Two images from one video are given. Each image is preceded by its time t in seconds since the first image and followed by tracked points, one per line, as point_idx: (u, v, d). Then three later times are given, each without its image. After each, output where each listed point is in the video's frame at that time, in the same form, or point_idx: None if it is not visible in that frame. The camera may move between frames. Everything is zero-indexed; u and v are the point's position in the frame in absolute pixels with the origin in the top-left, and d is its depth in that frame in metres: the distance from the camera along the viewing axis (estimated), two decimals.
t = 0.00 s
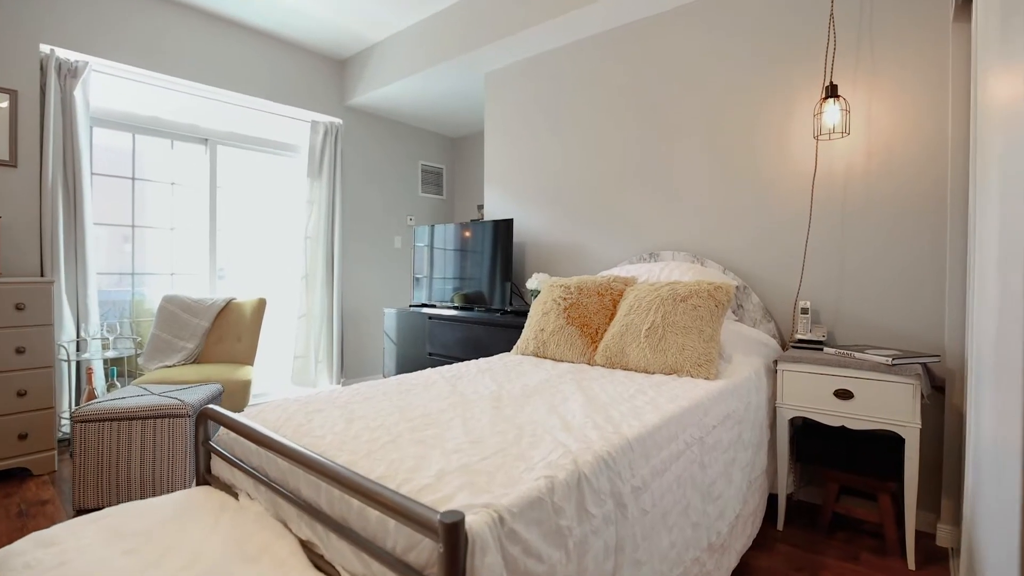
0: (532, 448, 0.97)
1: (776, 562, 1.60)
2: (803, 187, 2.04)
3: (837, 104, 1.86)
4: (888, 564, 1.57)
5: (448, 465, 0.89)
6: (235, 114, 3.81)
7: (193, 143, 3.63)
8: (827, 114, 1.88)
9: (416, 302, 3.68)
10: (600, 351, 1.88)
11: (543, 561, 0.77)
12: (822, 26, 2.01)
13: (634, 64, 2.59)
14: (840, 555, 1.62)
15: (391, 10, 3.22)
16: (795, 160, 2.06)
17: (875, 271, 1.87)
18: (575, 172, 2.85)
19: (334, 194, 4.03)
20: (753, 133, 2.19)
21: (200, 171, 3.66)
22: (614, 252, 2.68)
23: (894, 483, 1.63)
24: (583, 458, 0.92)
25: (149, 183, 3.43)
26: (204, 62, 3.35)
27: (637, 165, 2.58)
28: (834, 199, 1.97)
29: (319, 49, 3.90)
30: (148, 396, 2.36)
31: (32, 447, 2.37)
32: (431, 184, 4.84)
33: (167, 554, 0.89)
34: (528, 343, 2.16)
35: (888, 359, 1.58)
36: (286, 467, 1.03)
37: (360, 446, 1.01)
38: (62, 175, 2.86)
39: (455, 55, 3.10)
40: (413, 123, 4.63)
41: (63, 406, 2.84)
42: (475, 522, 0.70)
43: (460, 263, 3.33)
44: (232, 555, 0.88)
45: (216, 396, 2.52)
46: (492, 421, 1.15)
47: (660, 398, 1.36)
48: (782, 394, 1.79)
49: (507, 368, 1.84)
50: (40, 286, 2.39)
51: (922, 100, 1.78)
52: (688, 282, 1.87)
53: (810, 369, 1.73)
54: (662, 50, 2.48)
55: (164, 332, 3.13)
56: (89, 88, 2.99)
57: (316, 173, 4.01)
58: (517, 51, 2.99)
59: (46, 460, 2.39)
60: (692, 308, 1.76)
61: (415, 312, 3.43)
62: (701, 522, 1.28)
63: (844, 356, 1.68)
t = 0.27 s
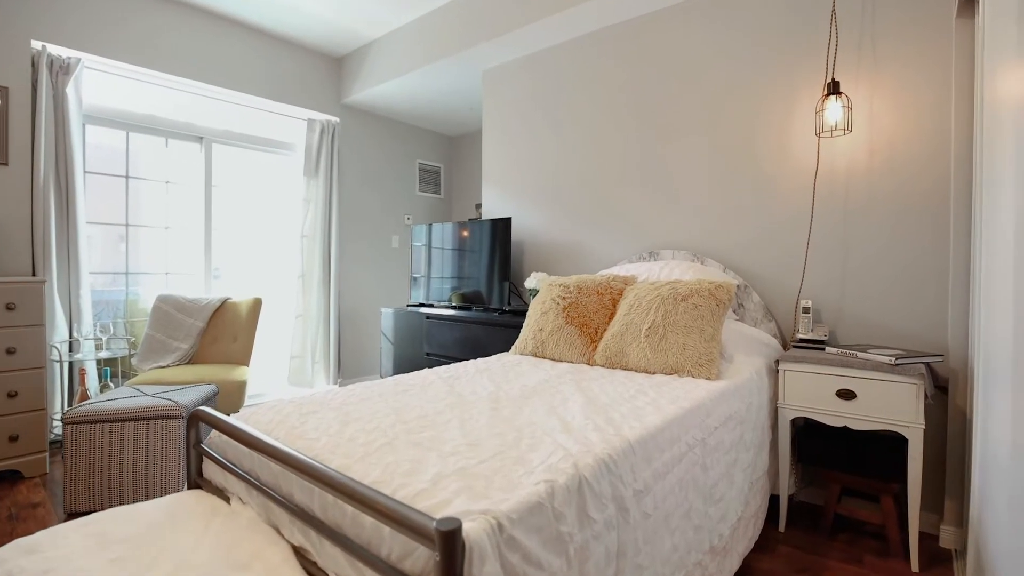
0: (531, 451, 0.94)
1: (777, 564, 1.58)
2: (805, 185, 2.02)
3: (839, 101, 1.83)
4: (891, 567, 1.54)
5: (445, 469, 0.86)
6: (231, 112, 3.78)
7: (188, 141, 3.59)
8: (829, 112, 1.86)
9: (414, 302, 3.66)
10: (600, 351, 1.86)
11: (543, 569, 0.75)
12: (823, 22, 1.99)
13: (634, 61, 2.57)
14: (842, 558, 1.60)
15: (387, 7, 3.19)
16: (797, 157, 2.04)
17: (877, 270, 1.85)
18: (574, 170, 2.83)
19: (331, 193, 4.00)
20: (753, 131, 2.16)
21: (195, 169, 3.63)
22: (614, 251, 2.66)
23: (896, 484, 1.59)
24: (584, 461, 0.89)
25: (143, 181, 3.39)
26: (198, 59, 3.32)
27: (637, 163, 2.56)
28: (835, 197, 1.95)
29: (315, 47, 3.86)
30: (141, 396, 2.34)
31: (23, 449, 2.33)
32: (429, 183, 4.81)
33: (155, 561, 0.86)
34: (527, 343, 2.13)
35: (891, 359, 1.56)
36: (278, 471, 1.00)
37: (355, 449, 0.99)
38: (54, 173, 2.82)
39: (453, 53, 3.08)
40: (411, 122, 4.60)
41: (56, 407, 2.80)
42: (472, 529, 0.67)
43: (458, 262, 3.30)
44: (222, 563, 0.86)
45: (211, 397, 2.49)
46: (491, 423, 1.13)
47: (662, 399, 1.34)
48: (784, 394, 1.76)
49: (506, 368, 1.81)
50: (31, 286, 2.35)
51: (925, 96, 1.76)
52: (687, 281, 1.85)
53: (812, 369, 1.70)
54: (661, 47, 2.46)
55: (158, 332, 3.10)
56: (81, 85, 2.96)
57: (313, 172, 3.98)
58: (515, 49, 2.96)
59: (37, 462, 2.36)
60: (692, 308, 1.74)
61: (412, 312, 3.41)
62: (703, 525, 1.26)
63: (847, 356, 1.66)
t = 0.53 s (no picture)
0: (529, 453, 0.91)
1: (779, 567, 1.55)
2: (807, 182, 1.99)
3: (841, 96, 1.80)
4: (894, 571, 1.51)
5: (440, 473, 0.83)
6: (226, 109, 3.74)
7: (182, 138, 3.55)
8: (831, 107, 1.83)
9: (411, 301, 3.62)
10: (599, 351, 1.83)
11: None
12: (825, 17, 1.96)
13: (633, 57, 2.54)
14: (845, 561, 1.57)
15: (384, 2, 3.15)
16: (798, 154, 2.02)
17: (880, 269, 1.82)
18: (572, 168, 2.80)
19: (327, 191, 3.96)
20: (754, 127, 2.14)
21: (189, 167, 3.59)
22: (613, 250, 2.63)
23: (900, 486, 1.56)
24: (584, 464, 0.86)
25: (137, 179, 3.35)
26: (192, 55, 3.28)
27: (636, 160, 2.53)
28: (838, 195, 1.92)
29: (311, 43, 3.82)
30: (132, 397, 2.30)
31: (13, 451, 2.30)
32: (426, 181, 4.78)
33: (136, 569, 0.83)
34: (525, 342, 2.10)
35: (895, 358, 1.53)
36: (267, 474, 0.97)
37: (347, 452, 0.95)
38: (46, 170, 2.78)
39: (450, 49, 3.04)
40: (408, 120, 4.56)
41: (47, 408, 2.76)
42: (467, 536, 0.64)
43: (455, 261, 3.27)
44: (207, 570, 0.82)
45: (204, 398, 2.46)
46: (487, 425, 1.09)
47: (662, 399, 1.31)
48: (785, 394, 1.74)
49: (503, 368, 1.78)
50: (21, 285, 2.31)
51: (929, 92, 1.74)
52: (687, 280, 1.82)
53: (814, 368, 1.67)
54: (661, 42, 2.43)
55: (151, 332, 3.06)
56: (73, 81, 2.92)
57: (309, 170, 3.94)
58: (513, 45, 2.93)
59: (27, 464, 2.32)
60: (693, 307, 1.71)
61: (409, 311, 3.38)
62: (705, 528, 1.23)
63: (850, 356, 1.63)
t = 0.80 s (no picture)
0: (526, 457, 0.88)
1: (781, 571, 1.52)
2: (809, 180, 1.96)
3: (844, 92, 1.78)
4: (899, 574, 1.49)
5: (432, 478, 0.80)
6: (220, 107, 3.70)
7: (176, 136, 3.52)
8: (834, 103, 1.80)
9: (408, 300, 3.59)
10: (598, 351, 1.80)
11: None
12: (828, 12, 1.93)
13: (632, 53, 2.51)
14: (848, 565, 1.54)
15: None
16: (800, 151, 1.99)
17: (883, 268, 1.80)
18: (571, 166, 2.77)
19: (323, 190, 3.93)
20: (755, 124, 2.11)
21: (184, 165, 3.55)
22: (612, 249, 2.60)
23: (905, 488, 1.54)
24: (583, 469, 0.83)
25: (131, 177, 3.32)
26: (187, 52, 3.24)
27: (635, 158, 2.50)
28: (840, 192, 1.89)
29: (308, 41, 3.79)
30: (123, 398, 2.26)
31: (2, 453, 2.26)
32: (424, 180, 4.74)
33: None
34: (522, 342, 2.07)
35: (900, 358, 1.50)
36: (255, 479, 0.93)
37: (337, 456, 0.92)
38: (37, 168, 2.74)
39: (448, 46, 3.01)
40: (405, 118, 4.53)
41: (38, 409, 2.72)
42: (461, 546, 0.61)
43: (452, 261, 3.24)
44: None
45: (197, 399, 2.42)
46: (483, 427, 1.06)
47: (662, 400, 1.28)
48: (787, 395, 1.71)
49: (500, 368, 1.75)
50: (11, 284, 2.27)
51: (934, 88, 1.71)
52: (686, 278, 1.79)
53: (817, 369, 1.65)
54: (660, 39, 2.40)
55: (145, 332, 3.02)
56: (65, 78, 2.88)
57: (305, 168, 3.90)
58: (511, 42, 2.90)
59: (17, 466, 2.29)
60: (692, 306, 1.68)
61: (406, 311, 3.34)
62: (706, 533, 1.20)
63: (853, 356, 1.60)
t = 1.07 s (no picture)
0: (524, 463, 0.85)
1: None
2: (812, 177, 1.93)
3: (848, 88, 1.75)
4: None
5: (426, 485, 0.77)
6: (216, 105, 3.66)
7: (171, 135, 3.48)
8: (837, 100, 1.77)
9: (405, 301, 3.56)
10: (597, 352, 1.77)
11: None
12: (831, 7, 1.90)
13: (632, 50, 2.48)
14: (854, 570, 1.51)
15: None
16: (803, 148, 1.96)
17: (887, 266, 1.77)
18: (570, 165, 2.73)
19: (320, 189, 3.89)
20: (757, 121, 2.08)
21: (179, 164, 3.51)
22: (611, 249, 2.57)
23: (910, 492, 1.51)
24: (583, 475, 0.80)
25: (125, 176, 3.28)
26: (181, 49, 3.20)
27: (635, 156, 2.47)
28: (844, 190, 1.86)
29: (304, 39, 3.75)
30: (115, 400, 2.22)
31: None
32: (421, 179, 4.70)
33: None
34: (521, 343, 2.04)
35: (905, 359, 1.47)
36: (242, 486, 0.90)
37: (327, 462, 0.88)
38: (28, 167, 2.70)
39: (445, 43, 2.97)
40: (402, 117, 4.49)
41: (30, 411, 2.68)
42: (454, 560, 0.57)
43: (450, 261, 3.20)
44: None
45: (190, 400, 2.38)
46: (480, 431, 1.03)
47: (664, 403, 1.24)
48: (790, 397, 1.68)
49: (498, 370, 1.72)
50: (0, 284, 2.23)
51: (939, 84, 1.68)
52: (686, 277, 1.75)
53: (820, 370, 1.62)
54: (660, 35, 2.37)
55: (138, 332, 2.98)
56: (57, 76, 2.84)
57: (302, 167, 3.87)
58: (509, 39, 2.87)
59: (7, 469, 2.25)
60: (692, 305, 1.65)
61: (403, 312, 3.31)
62: (709, 539, 1.16)
63: (857, 357, 1.57)
